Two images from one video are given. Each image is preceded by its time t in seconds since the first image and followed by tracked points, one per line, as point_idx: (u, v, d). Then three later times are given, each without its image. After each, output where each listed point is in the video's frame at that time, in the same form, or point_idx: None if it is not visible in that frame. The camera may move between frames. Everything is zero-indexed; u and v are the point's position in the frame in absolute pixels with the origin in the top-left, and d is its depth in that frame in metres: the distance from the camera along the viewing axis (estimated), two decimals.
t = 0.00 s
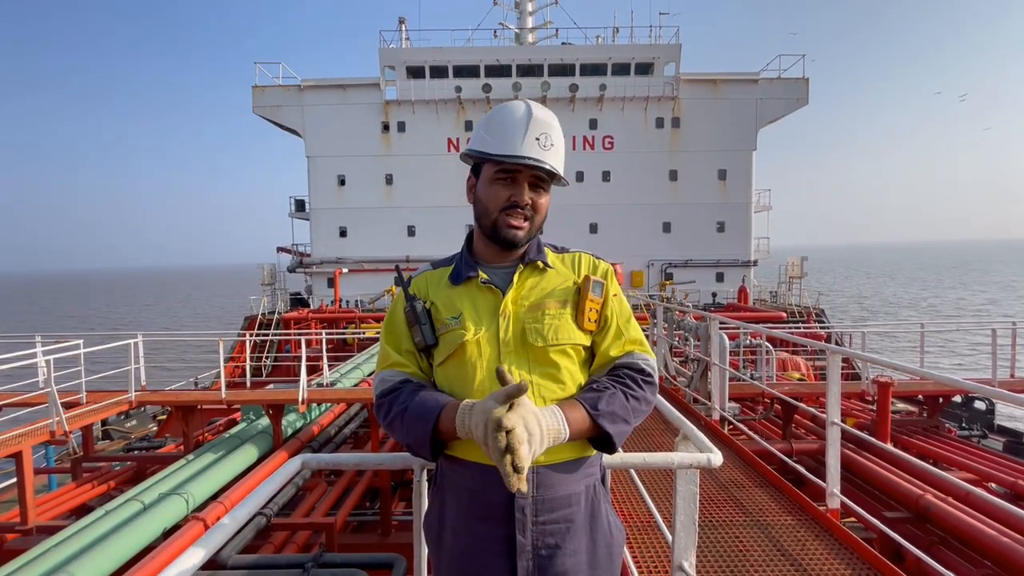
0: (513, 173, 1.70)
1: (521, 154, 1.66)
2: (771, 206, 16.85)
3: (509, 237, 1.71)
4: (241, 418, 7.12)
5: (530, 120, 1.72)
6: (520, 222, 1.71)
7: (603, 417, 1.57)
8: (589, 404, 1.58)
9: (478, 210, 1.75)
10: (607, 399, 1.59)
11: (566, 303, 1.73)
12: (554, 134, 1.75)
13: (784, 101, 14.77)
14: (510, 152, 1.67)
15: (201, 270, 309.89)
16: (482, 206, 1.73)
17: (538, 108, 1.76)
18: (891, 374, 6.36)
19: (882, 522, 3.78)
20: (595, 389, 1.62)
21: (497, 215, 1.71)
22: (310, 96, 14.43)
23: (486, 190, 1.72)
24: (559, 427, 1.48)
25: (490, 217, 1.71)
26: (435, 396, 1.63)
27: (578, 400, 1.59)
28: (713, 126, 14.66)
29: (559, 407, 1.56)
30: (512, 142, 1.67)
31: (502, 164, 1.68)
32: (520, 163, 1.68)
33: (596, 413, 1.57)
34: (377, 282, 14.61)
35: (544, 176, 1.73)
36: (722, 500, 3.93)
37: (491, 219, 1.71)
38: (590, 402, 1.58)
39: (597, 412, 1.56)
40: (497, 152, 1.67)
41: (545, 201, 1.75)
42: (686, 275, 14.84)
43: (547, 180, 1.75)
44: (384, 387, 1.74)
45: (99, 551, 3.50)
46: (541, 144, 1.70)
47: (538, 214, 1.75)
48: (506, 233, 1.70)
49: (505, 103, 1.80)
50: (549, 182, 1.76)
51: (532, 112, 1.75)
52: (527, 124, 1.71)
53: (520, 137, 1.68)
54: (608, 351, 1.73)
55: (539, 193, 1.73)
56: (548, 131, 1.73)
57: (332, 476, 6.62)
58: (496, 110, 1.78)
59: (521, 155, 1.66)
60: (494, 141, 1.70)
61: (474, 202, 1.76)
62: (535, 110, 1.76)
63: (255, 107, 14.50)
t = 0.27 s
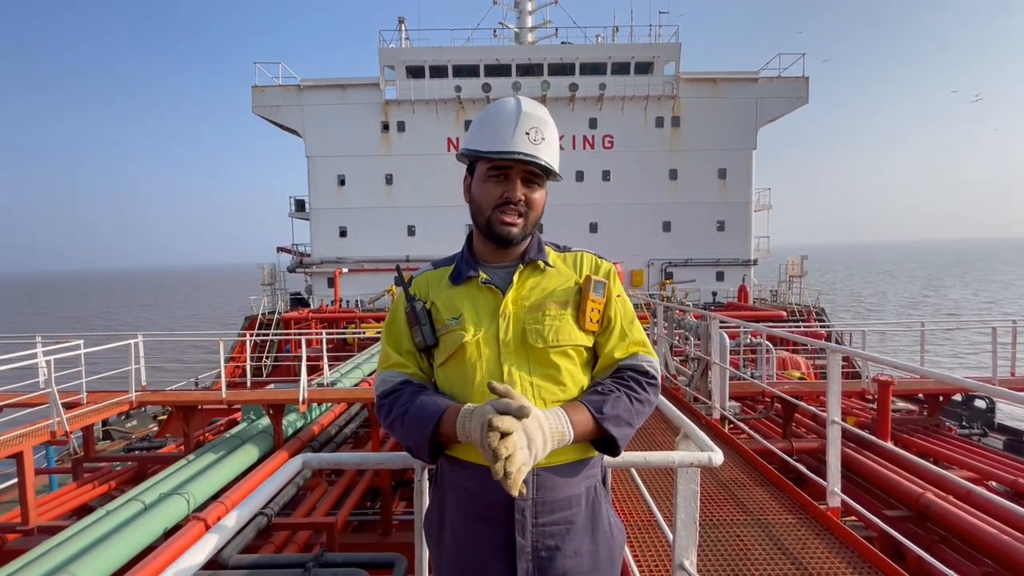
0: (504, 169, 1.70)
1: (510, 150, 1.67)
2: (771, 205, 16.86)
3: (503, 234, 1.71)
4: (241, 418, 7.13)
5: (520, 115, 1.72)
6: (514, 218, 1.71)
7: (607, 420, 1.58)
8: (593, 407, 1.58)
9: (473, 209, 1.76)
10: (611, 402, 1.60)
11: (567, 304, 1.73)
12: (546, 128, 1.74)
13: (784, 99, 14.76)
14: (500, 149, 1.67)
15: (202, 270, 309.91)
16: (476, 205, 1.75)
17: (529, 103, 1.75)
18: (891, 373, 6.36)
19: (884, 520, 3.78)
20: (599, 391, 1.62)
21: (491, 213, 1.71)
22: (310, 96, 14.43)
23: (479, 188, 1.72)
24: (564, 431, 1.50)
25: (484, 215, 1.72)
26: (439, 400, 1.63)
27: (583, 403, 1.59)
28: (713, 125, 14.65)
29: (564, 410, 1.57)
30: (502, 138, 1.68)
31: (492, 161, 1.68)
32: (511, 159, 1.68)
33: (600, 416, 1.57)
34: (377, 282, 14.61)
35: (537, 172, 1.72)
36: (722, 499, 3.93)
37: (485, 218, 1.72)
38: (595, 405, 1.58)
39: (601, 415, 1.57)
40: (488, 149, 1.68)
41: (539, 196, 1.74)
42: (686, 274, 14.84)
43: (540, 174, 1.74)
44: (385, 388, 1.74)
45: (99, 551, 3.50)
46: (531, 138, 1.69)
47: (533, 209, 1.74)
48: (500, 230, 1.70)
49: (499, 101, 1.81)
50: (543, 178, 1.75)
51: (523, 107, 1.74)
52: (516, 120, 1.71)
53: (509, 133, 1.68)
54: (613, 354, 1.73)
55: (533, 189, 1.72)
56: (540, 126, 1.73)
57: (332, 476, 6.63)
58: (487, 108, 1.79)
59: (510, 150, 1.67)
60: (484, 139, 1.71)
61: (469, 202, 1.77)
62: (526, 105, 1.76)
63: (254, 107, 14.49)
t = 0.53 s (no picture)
0: (499, 169, 1.71)
1: (502, 149, 1.67)
2: (770, 204, 16.88)
3: (500, 234, 1.71)
4: (241, 418, 7.13)
5: (513, 113, 1.72)
6: (511, 217, 1.71)
7: (622, 410, 1.59)
8: (609, 396, 1.59)
9: (470, 210, 1.77)
10: (625, 391, 1.61)
11: (570, 303, 1.73)
12: (539, 124, 1.74)
13: (783, 99, 14.77)
14: (495, 148, 1.68)
15: (201, 270, 309.80)
16: (473, 206, 1.75)
17: (522, 101, 1.75)
18: (891, 371, 6.37)
19: (884, 519, 3.79)
20: (612, 382, 1.64)
21: (488, 213, 1.71)
22: (309, 96, 14.42)
23: (475, 188, 1.73)
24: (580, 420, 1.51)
25: (481, 216, 1.73)
26: (442, 399, 1.63)
27: (599, 391, 1.60)
28: (713, 125, 14.66)
29: (581, 397, 1.57)
30: (495, 138, 1.69)
31: (485, 161, 1.69)
32: (505, 157, 1.68)
33: (616, 405, 1.58)
34: (377, 282, 14.62)
35: (532, 169, 1.72)
36: (723, 498, 3.94)
37: (483, 218, 1.73)
38: (610, 394, 1.59)
39: (617, 404, 1.58)
40: (483, 149, 1.69)
41: (536, 193, 1.74)
42: (686, 273, 14.85)
43: (536, 171, 1.73)
44: (387, 388, 1.75)
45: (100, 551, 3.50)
46: (523, 135, 1.69)
47: (530, 207, 1.74)
48: (498, 230, 1.71)
49: (493, 100, 1.81)
50: (539, 175, 1.75)
51: (516, 106, 1.75)
52: (508, 119, 1.71)
53: (502, 132, 1.69)
54: (618, 353, 1.73)
55: (528, 187, 1.72)
56: (532, 123, 1.73)
57: (333, 476, 6.63)
58: (481, 108, 1.79)
59: (502, 149, 1.67)
60: (477, 139, 1.72)
61: (467, 203, 1.78)
62: (519, 103, 1.76)
63: (254, 107, 14.48)
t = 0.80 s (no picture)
0: (508, 170, 1.71)
1: (513, 151, 1.67)
2: (769, 204, 16.90)
3: (507, 235, 1.72)
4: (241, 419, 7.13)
5: (525, 115, 1.72)
6: (518, 219, 1.71)
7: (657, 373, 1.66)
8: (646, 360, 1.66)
9: (477, 209, 1.76)
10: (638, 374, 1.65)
11: (570, 303, 1.74)
12: (550, 128, 1.74)
13: (782, 98, 14.78)
14: (505, 150, 1.68)
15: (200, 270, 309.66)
16: (481, 206, 1.75)
17: (534, 103, 1.76)
18: (891, 370, 6.37)
19: (884, 518, 3.79)
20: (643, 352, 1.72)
21: (496, 214, 1.72)
22: (308, 96, 14.42)
23: (484, 188, 1.73)
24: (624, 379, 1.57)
25: (488, 216, 1.73)
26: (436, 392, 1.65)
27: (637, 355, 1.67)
28: (712, 124, 14.66)
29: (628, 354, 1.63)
30: (506, 139, 1.69)
31: (496, 162, 1.69)
32: (516, 159, 1.69)
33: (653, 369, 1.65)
34: (376, 282, 14.61)
35: (541, 172, 1.73)
36: (723, 497, 3.95)
37: (490, 218, 1.73)
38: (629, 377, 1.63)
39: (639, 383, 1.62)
40: (494, 150, 1.69)
41: (543, 196, 1.75)
42: (686, 273, 14.86)
43: (545, 174, 1.74)
44: (385, 388, 1.75)
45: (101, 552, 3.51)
46: (535, 139, 1.70)
47: (537, 210, 1.75)
48: (505, 232, 1.71)
49: (503, 100, 1.81)
50: (547, 178, 1.76)
51: (527, 107, 1.75)
52: (521, 121, 1.71)
53: (512, 134, 1.69)
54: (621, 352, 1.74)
55: (537, 190, 1.73)
56: (544, 126, 1.73)
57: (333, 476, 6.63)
58: (491, 108, 1.78)
59: (513, 151, 1.67)
60: (488, 139, 1.71)
61: (473, 202, 1.78)
62: (530, 105, 1.76)
63: (253, 107, 14.48)
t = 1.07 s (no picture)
0: (512, 170, 1.72)
1: (518, 151, 1.68)
2: (768, 203, 16.92)
3: (512, 235, 1.73)
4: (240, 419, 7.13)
5: (529, 116, 1.73)
6: (523, 218, 1.72)
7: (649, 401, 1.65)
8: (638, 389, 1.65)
9: (482, 209, 1.77)
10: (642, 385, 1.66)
11: (574, 305, 1.75)
12: (553, 129, 1.76)
13: (780, 98, 14.79)
14: (509, 150, 1.68)
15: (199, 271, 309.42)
16: (485, 206, 1.75)
17: (536, 103, 1.76)
18: (890, 369, 6.38)
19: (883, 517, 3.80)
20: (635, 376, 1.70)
21: (500, 213, 1.72)
22: (307, 97, 14.42)
23: (487, 189, 1.74)
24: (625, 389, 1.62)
25: (493, 215, 1.73)
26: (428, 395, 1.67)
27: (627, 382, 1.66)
28: (710, 124, 14.68)
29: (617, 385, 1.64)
30: (509, 139, 1.69)
31: (500, 162, 1.69)
32: (520, 159, 1.69)
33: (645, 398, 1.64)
34: (376, 282, 14.61)
35: (544, 171, 1.74)
36: (722, 496, 3.95)
37: (495, 218, 1.73)
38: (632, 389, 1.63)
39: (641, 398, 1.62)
40: (497, 150, 1.69)
41: (546, 196, 1.76)
42: (685, 273, 14.87)
43: (548, 174, 1.76)
44: (383, 385, 1.75)
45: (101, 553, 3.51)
46: (539, 139, 1.71)
47: (541, 210, 1.76)
48: (509, 231, 1.72)
49: (505, 101, 1.82)
50: (549, 177, 1.77)
51: (530, 108, 1.76)
52: (524, 121, 1.72)
53: (515, 134, 1.69)
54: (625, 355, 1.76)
55: (540, 189, 1.74)
56: (547, 126, 1.74)
57: (332, 477, 6.63)
58: (494, 109, 1.79)
59: (518, 151, 1.68)
60: (492, 139, 1.72)
61: (477, 202, 1.78)
62: (533, 106, 1.77)
63: (251, 108, 14.48)
